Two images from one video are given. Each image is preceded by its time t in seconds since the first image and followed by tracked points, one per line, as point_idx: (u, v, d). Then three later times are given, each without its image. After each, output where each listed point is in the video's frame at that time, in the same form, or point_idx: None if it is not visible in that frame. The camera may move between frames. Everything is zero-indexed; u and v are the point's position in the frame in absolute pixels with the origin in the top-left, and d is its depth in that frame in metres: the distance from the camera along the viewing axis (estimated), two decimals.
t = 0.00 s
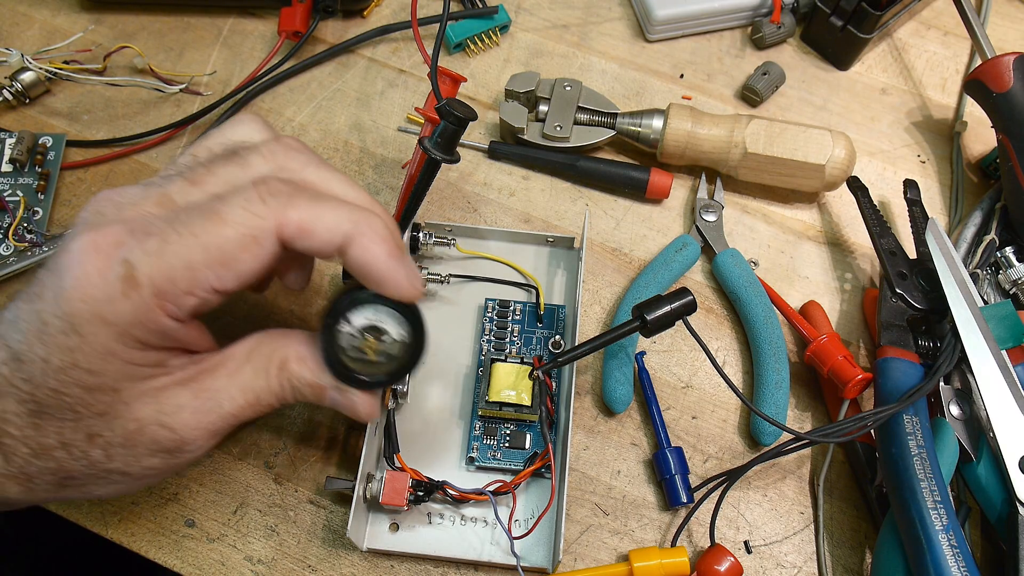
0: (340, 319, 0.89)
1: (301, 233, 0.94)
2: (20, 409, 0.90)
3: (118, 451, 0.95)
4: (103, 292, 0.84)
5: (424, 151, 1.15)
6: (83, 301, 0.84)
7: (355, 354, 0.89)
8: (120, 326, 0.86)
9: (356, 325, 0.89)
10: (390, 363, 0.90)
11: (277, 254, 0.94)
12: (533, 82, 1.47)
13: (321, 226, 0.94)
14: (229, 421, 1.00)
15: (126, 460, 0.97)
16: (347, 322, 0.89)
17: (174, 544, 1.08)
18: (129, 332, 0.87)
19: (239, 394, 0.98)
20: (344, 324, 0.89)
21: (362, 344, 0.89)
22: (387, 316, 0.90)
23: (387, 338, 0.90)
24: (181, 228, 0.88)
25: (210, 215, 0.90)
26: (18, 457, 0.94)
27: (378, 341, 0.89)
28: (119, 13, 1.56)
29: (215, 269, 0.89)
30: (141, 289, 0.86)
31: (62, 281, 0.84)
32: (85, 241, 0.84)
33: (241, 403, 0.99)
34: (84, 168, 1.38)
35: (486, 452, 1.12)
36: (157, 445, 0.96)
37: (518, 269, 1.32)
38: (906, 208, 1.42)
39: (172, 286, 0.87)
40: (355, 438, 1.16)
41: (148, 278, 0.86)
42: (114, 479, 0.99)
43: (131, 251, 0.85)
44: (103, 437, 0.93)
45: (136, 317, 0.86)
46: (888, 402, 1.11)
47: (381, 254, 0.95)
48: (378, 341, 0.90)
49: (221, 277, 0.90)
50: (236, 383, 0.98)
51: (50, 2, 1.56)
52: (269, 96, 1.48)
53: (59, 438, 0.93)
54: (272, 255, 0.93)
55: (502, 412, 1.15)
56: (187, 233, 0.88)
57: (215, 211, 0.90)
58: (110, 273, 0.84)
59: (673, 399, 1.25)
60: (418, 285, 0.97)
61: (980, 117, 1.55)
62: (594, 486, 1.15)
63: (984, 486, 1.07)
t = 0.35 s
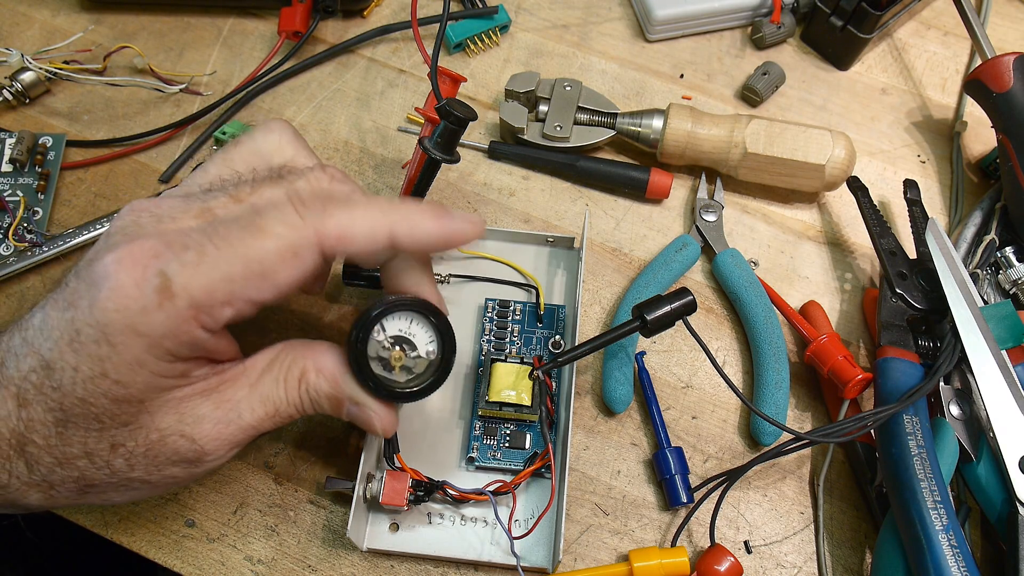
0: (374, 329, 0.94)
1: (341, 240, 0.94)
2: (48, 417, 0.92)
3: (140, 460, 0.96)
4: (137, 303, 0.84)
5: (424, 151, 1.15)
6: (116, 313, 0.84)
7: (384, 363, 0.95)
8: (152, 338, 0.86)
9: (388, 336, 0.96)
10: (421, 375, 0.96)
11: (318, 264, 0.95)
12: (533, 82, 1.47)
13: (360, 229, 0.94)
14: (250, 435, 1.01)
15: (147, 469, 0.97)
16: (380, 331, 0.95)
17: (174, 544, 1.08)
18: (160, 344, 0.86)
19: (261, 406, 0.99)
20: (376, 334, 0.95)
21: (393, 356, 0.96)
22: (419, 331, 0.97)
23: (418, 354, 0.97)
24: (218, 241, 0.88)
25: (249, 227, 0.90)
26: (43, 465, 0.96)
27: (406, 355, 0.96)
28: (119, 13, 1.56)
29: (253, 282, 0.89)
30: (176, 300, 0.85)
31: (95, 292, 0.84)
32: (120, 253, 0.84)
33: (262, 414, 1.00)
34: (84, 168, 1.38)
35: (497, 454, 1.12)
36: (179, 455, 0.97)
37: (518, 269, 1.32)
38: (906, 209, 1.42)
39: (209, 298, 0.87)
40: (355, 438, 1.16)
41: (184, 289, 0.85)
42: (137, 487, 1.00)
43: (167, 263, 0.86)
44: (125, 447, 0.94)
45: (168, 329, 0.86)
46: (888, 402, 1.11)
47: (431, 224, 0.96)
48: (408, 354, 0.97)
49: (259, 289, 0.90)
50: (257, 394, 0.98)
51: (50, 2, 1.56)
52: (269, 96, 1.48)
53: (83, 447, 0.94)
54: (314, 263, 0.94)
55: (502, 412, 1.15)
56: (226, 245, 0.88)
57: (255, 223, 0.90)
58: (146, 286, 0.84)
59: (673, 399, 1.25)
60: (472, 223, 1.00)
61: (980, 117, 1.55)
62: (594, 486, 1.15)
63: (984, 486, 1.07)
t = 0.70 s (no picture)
0: (377, 326, 0.97)
1: (357, 269, 0.90)
2: (66, 410, 0.92)
3: (158, 450, 0.96)
4: (158, 297, 0.84)
5: (424, 151, 1.15)
6: (138, 304, 0.84)
7: (389, 360, 0.97)
8: (172, 331, 0.86)
9: (392, 334, 0.98)
10: (426, 367, 0.97)
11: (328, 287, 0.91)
12: (533, 82, 1.47)
13: (377, 261, 0.91)
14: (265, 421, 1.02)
15: (166, 458, 0.98)
16: (384, 329, 0.98)
17: (174, 544, 1.08)
18: (179, 336, 0.87)
19: (277, 395, 1.00)
20: (379, 331, 0.97)
21: (396, 352, 0.97)
22: (421, 325, 0.99)
23: (422, 347, 0.98)
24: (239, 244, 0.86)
25: (273, 240, 0.87)
26: (60, 458, 0.95)
27: (411, 350, 0.98)
28: (119, 13, 1.56)
29: (268, 292, 0.87)
30: (195, 298, 0.85)
31: (115, 282, 0.84)
32: (142, 245, 0.84)
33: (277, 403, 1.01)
34: (84, 168, 1.38)
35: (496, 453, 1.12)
36: (196, 446, 0.98)
37: (518, 269, 1.32)
38: (906, 209, 1.42)
39: (224, 301, 0.86)
40: (355, 438, 1.16)
41: (202, 289, 0.85)
42: (150, 479, 1.00)
43: (189, 261, 0.85)
44: (144, 437, 0.95)
45: (186, 324, 0.86)
46: (888, 402, 1.11)
47: (439, 287, 0.93)
48: (411, 349, 0.98)
49: (272, 300, 0.88)
50: (272, 384, 0.99)
51: (50, 2, 1.56)
52: (269, 96, 1.48)
53: (102, 439, 0.94)
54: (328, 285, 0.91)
55: (502, 412, 1.15)
56: (248, 254, 0.86)
57: (280, 236, 0.87)
58: (166, 281, 0.84)
59: (673, 399, 1.25)
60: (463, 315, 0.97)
61: (980, 117, 1.55)
62: (594, 486, 1.15)
63: (984, 486, 1.07)
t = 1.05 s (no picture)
0: (387, 345, 0.96)
1: (360, 272, 0.92)
2: (65, 406, 0.92)
3: (152, 456, 0.94)
4: (156, 289, 0.84)
5: (424, 151, 1.15)
6: (135, 297, 0.84)
7: (408, 375, 0.97)
8: (169, 325, 0.85)
9: (405, 348, 0.98)
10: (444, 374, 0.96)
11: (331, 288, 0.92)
12: (533, 82, 1.47)
13: (381, 265, 0.92)
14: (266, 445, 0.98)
15: (159, 467, 0.96)
16: (395, 345, 0.97)
17: (174, 544, 1.08)
18: (176, 331, 0.86)
19: (280, 419, 0.97)
20: (392, 347, 0.97)
21: (413, 365, 0.97)
22: (432, 333, 0.98)
23: (437, 355, 0.98)
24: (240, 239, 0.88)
25: (277, 237, 0.88)
26: (57, 457, 0.94)
27: (426, 360, 0.98)
28: (119, 13, 1.56)
29: (268, 289, 0.87)
30: (193, 291, 0.85)
31: (115, 276, 0.85)
32: (144, 239, 0.85)
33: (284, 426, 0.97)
34: (84, 168, 1.38)
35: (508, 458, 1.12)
36: (190, 452, 0.95)
37: (518, 269, 1.32)
38: (906, 209, 1.42)
39: (224, 296, 0.86)
40: (355, 438, 1.16)
41: (202, 282, 0.85)
42: (144, 486, 0.98)
43: (190, 254, 0.86)
44: (140, 440, 0.93)
45: (183, 318, 0.85)
46: (888, 402, 1.11)
47: (443, 291, 0.94)
48: (428, 359, 0.98)
49: (272, 298, 0.88)
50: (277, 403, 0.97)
51: (51, 2, 1.56)
52: (269, 96, 1.48)
53: (98, 439, 0.92)
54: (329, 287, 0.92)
55: (502, 412, 1.15)
56: (251, 249, 0.87)
57: (284, 234, 0.89)
58: (165, 273, 0.85)
59: (673, 399, 1.25)
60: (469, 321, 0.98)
61: (980, 117, 1.55)
62: (594, 486, 1.15)
63: (984, 486, 1.07)
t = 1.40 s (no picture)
0: (407, 352, 0.97)
1: (379, 280, 0.92)
2: (87, 405, 0.92)
3: (172, 459, 0.93)
4: (176, 282, 0.85)
5: (424, 151, 1.15)
6: (156, 292, 0.85)
7: (428, 381, 0.98)
8: (188, 320, 0.86)
9: (423, 353, 0.98)
10: (466, 379, 0.98)
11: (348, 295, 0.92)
12: (533, 82, 1.47)
13: (400, 274, 0.92)
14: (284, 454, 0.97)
15: (178, 471, 0.95)
16: (415, 352, 0.98)
17: (174, 544, 1.08)
18: (195, 328, 0.87)
19: (300, 428, 0.96)
20: (411, 354, 0.98)
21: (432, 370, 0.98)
22: (451, 338, 0.99)
23: (457, 359, 0.99)
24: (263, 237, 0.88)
25: (300, 241, 0.89)
26: (77, 457, 0.94)
27: (446, 365, 0.98)
28: (119, 13, 1.56)
29: (286, 291, 0.88)
30: (212, 287, 0.85)
31: (136, 271, 0.85)
32: (166, 234, 0.85)
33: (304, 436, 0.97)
34: (84, 168, 1.38)
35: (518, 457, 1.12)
36: (210, 459, 0.94)
37: (518, 269, 1.32)
38: (906, 208, 1.42)
39: (242, 293, 0.87)
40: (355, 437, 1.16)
41: (221, 278, 0.85)
42: (163, 489, 0.97)
43: (211, 252, 0.86)
44: (160, 442, 0.92)
45: (201, 315, 0.86)
46: (888, 402, 1.11)
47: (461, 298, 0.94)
48: (447, 364, 0.99)
49: (289, 300, 0.89)
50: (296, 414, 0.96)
51: (50, 2, 1.56)
52: (269, 96, 1.48)
53: (118, 439, 0.92)
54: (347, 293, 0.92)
55: (502, 412, 1.15)
56: (273, 251, 0.87)
57: (306, 238, 0.89)
58: (186, 269, 0.85)
59: (673, 399, 1.25)
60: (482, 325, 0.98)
61: (980, 117, 1.55)
62: (594, 486, 1.15)
63: (984, 486, 1.07)
